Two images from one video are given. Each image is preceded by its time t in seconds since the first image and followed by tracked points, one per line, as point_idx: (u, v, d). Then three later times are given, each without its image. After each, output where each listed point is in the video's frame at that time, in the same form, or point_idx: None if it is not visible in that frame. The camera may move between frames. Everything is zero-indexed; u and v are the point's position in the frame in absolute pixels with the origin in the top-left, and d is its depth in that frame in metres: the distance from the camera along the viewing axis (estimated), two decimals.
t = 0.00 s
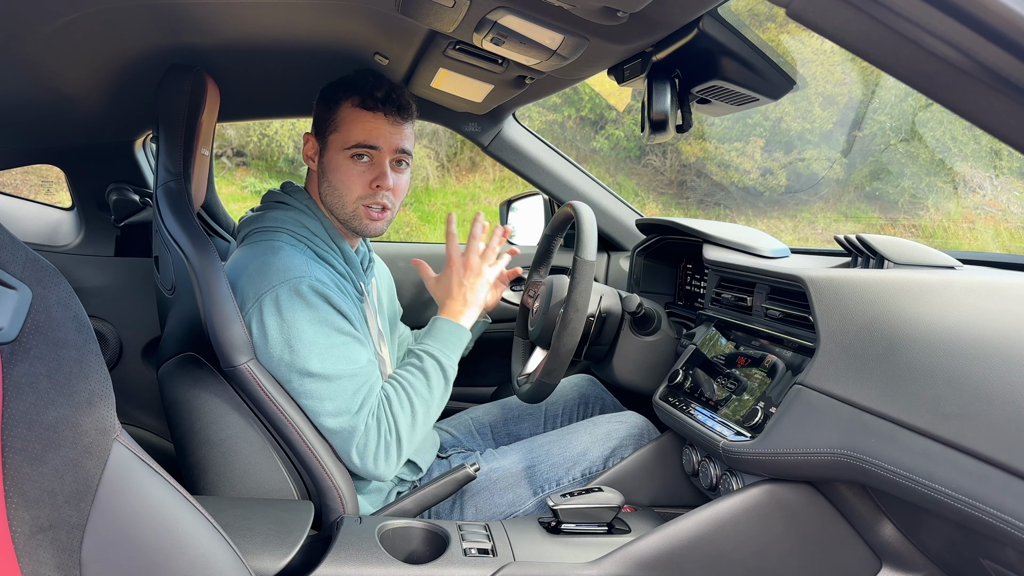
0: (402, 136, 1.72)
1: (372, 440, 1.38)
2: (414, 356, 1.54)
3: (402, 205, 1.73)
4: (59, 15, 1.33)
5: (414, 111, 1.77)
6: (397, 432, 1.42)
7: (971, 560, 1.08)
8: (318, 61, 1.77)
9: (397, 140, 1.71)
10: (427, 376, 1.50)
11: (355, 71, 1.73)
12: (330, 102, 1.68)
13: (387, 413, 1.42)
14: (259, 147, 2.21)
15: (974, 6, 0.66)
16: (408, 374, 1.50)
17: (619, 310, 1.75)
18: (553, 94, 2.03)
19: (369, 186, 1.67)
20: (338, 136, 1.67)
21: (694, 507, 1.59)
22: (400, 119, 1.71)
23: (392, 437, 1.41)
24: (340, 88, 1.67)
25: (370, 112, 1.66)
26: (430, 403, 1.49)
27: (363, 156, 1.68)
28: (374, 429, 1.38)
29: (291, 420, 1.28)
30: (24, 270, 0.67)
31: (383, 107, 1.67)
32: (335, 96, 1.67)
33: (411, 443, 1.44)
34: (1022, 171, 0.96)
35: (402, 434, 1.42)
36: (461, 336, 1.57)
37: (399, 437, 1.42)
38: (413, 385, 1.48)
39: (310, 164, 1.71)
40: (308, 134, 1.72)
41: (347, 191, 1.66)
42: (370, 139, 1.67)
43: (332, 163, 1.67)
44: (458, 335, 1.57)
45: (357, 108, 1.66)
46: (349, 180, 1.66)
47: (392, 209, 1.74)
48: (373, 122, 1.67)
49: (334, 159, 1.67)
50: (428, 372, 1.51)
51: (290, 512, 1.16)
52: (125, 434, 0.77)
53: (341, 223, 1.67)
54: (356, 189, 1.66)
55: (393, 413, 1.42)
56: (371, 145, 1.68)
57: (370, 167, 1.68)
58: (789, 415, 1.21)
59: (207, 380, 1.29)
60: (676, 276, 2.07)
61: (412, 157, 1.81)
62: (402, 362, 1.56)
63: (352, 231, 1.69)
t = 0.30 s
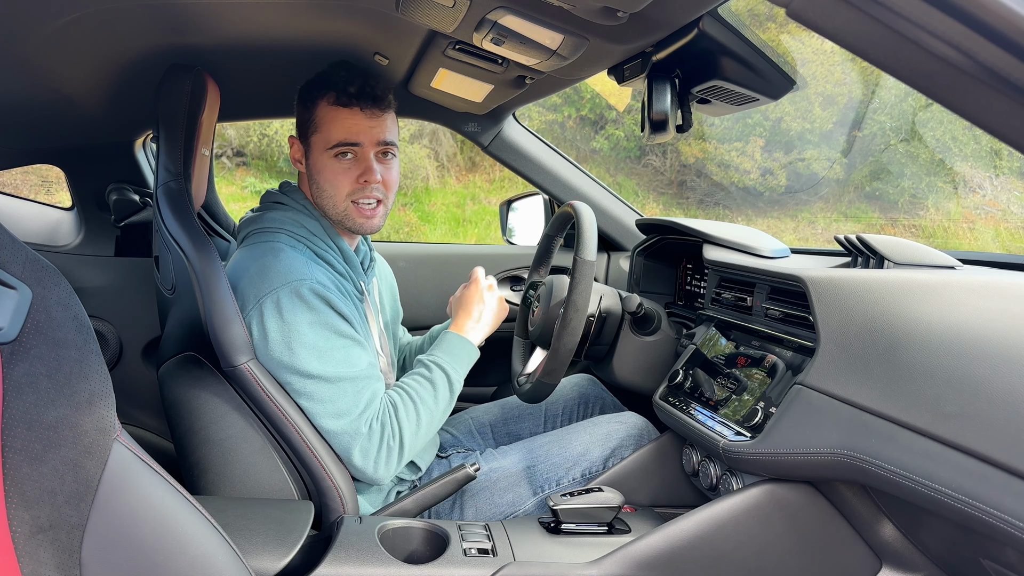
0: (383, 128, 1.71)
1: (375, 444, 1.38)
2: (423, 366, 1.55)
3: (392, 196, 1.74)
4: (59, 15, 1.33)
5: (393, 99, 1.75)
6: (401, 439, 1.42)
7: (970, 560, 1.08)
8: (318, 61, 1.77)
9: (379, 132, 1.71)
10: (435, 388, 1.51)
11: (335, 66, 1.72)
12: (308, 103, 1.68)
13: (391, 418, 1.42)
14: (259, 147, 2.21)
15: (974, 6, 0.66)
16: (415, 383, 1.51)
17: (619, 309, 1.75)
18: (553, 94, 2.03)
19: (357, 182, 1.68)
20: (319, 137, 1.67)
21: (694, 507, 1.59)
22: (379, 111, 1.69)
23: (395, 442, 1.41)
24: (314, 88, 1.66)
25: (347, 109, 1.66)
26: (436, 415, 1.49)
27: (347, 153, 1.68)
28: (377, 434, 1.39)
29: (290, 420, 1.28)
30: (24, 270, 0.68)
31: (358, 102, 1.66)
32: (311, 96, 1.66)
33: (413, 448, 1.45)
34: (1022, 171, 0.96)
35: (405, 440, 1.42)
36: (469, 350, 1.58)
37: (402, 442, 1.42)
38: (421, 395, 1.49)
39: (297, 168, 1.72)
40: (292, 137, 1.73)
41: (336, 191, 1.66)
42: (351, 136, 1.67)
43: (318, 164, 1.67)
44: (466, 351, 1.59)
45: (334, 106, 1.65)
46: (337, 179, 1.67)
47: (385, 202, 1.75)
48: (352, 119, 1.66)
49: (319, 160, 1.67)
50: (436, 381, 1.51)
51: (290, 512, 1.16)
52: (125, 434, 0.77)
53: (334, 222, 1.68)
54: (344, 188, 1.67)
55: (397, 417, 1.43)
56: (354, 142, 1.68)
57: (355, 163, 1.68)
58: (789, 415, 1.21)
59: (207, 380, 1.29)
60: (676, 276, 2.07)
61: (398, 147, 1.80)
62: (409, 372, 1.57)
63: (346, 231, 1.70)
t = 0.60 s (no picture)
0: (378, 136, 1.70)
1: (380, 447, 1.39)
2: (421, 374, 1.57)
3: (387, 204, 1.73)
4: (59, 15, 1.33)
5: (388, 105, 1.73)
6: (405, 445, 1.44)
7: (970, 560, 1.08)
8: (319, 61, 1.77)
9: (373, 140, 1.69)
10: (435, 395, 1.53)
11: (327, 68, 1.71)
12: (301, 110, 1.68)
13: (394, 420, 1.43)
14: (259, 147, 2.21)
15: (974, 6, 0.66)
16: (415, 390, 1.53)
17: (619, 310, 1.75)
18: (553, 94, 2.03)
19: (350, 190, 1.67)
20: (313, 145, 1.66)
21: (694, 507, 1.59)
22: (373, 119, 1.68)
23: (400, 444, 1.42)
24: (309, 95, 1.65)
25: (340, 117, 1.65)
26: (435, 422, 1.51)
27: (341, 161, 1.67)
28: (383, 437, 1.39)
29: (290, 420, 1.28)
30: (24, 270, 0.67)
31: (350, 110, 1.64)
32: (305, 103, 1.66)
33: (416, 449, 1.46)
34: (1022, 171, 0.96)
35: (409, 442, 1.44)
36: (462, 361, 1.62)
37: (405, 446, 1.44)
38: (421, 402, 1.50)
39: (294, 172, 1.73)
40: (288, 144, 1.73)
41: (330, 198, 1.66)
42: (344, 144, 1.66)
43: (313, 171, 1.68)
44: (460, 362, 1.62)
45: (326, 114, 1.64)
46: (331, 187, 1.66)
47: (379, 210, 1.73)
48: (345, 127, 1.65)
49: (313, 167, 1.67)
50: (436, 390, 1.54)
51: (290, 513, 1.16)
52: (125, 433, 0.77)
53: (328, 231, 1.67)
54: (338, 196, 1.66)
55: (400, 420, 1.44)
56: (347, 150, 1.67)
57: (349, 171, 1.68)
58: (789, 414, 1.21)
59: (207, 380, 1.29)
60: (676, 276, 2.07)
61: (395, 154, 1.79)
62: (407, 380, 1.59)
63: (341, 238, 1.70)
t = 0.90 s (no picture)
0: (409, 138, 1.73)
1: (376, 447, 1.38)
2: (422, 369, 1.56)
3: (407, 204, 1.76)
4: (59, 15, 1.33)
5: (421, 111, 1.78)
6: (401, 444, 1.43)
7: (970, 560, 1.08)
8: (319, 61, 1.77)
9: (404, 141, 1.73)
10: (436, 393, 1.53)
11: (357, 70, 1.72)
12: (334, 102, 1.67)
13: (393, 420, 1.43)
14: (258, 147, 2.21)
15: (975, 7, 0.66)
16: (416, 387, 1.52)
17: (619, 310, 1.75)
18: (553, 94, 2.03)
19: (377, 187, 1.69)
20: (345, 137, 1.67)
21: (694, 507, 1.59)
22: (408, 121, 1.72)
23: (396, 444, 1.42)
24: (347, 88, 1.66)
25: (378, 114, 1.67)
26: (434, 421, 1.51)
27: (371, 157, 1.69)
28: (379, 436, 1.39)
29: (290, 420, 1.28)
30: (24, 270, 0.67)
31: (392, 110, 1.68)
32: (339, 95, 1.66)
33: (412, 449, 1.46)
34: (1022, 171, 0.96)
35: (406, 443, 1.43)
36: (465, 355, 1.61)
37: (402, 445, 1.43)
38: (421, 399, 1.50)
39: (312, 165, 1.70)
40: (312, 134, 1.71)
41: (356, 192, 1.67)
42: (378, 141, 1.68)
43: (340, 163, 1.67)
44: (463, 355, 1.61)
45: (365, 109, 1.66)
46: (357, 181, 1.67)
47: (397, 209, 1.76)
48: (382, 124, 1.67)
49: (342, 159, 1.67)
50: (437, 387, 1.53)
51: (290, 513, 1.16)
52: (125, 434, 0.77)
53: (347, 224, 1.67)
54: (364, 191, 1.67)
55: (398, 420, 1.44)
56: (379, 146, 1.69)
57: (376, 169, 1.70)
58: (789, 415, 1.21)
59: (207, 380, 1.29)
60: (676, 276, 2.07)
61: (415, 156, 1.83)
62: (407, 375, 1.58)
63: (356, 234, 1.70)
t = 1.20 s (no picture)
0: (410, 136, 1.74)
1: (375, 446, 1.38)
2: (424, 370, 1.57)
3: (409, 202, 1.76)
4: (59, 15, 1.34)
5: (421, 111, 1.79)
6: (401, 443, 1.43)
7: (971, 560, 1.08)
8: (318, 61, 1.77)
9: (406, 139, 1.73)
10: (437, 393, 1.53)
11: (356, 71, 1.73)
12: (334, 101, 1.67)
13: (392, 420, 1.42)
14: (258, 147, 2.21)
15: (975, 7, 0.66)
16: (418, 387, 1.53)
17: (619, 310, 1.75)
18: (553, 94, 2.03)
19: (379, 185, 1.69)
20: (347, 135, 1.67)
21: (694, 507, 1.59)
22: (409, 119, 1.73)
23: (395, 443, 1.42)
24: (348, 87, 1.66)
25: (380, 112, 1.67)
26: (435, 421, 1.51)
27: (373, 155, 1.69)
28: (378, 435, 1.39)
29: (291, 420, 1.28)
30: (24, 270, 0.67)
31: (393, 107, 1.68)
32: (340, 95, 1.67)
33: (411, 449, 1.45)
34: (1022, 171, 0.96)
35: (405, 441, 1.43)
36: (466, 354, 1.62)
37: (402, 444, 1.43)
38: (422, 398, 1.50)
39: (313, 164, 1.69)
40: (313, 134, 1.71)
41: (357, 190, 1.66)
42: (380, 138, 1.68)
43: (342, 161, 1.67)
44: (463, 354, 1.62)
45: (366, 106, 1.66)
46: (360, 178, 1.67)
47: (399, 208, 1.76)
48: (384, 122, 1.68)
49: (344, 157, 1.67)
50: (439, 388, 1.53)
51: (290, 513, 1.16)
52: (125, 434, 0.77)
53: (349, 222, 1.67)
54: (366, 188, 1.67)
55: (397, 419, 1.43)
56: (382, 144, 1.69)
57: (379, 166, 1.69)
58: (789, 415, 1.21)
59: (207, 380, 1.29)
60: (675, 276, 2.07)
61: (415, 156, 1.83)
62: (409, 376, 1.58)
63: (358, 232, 1.70)
